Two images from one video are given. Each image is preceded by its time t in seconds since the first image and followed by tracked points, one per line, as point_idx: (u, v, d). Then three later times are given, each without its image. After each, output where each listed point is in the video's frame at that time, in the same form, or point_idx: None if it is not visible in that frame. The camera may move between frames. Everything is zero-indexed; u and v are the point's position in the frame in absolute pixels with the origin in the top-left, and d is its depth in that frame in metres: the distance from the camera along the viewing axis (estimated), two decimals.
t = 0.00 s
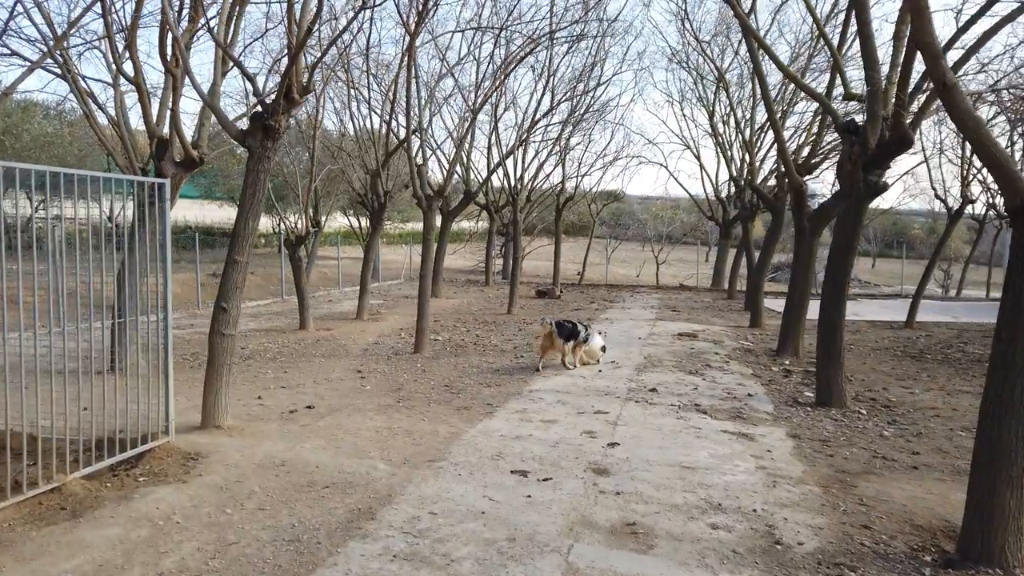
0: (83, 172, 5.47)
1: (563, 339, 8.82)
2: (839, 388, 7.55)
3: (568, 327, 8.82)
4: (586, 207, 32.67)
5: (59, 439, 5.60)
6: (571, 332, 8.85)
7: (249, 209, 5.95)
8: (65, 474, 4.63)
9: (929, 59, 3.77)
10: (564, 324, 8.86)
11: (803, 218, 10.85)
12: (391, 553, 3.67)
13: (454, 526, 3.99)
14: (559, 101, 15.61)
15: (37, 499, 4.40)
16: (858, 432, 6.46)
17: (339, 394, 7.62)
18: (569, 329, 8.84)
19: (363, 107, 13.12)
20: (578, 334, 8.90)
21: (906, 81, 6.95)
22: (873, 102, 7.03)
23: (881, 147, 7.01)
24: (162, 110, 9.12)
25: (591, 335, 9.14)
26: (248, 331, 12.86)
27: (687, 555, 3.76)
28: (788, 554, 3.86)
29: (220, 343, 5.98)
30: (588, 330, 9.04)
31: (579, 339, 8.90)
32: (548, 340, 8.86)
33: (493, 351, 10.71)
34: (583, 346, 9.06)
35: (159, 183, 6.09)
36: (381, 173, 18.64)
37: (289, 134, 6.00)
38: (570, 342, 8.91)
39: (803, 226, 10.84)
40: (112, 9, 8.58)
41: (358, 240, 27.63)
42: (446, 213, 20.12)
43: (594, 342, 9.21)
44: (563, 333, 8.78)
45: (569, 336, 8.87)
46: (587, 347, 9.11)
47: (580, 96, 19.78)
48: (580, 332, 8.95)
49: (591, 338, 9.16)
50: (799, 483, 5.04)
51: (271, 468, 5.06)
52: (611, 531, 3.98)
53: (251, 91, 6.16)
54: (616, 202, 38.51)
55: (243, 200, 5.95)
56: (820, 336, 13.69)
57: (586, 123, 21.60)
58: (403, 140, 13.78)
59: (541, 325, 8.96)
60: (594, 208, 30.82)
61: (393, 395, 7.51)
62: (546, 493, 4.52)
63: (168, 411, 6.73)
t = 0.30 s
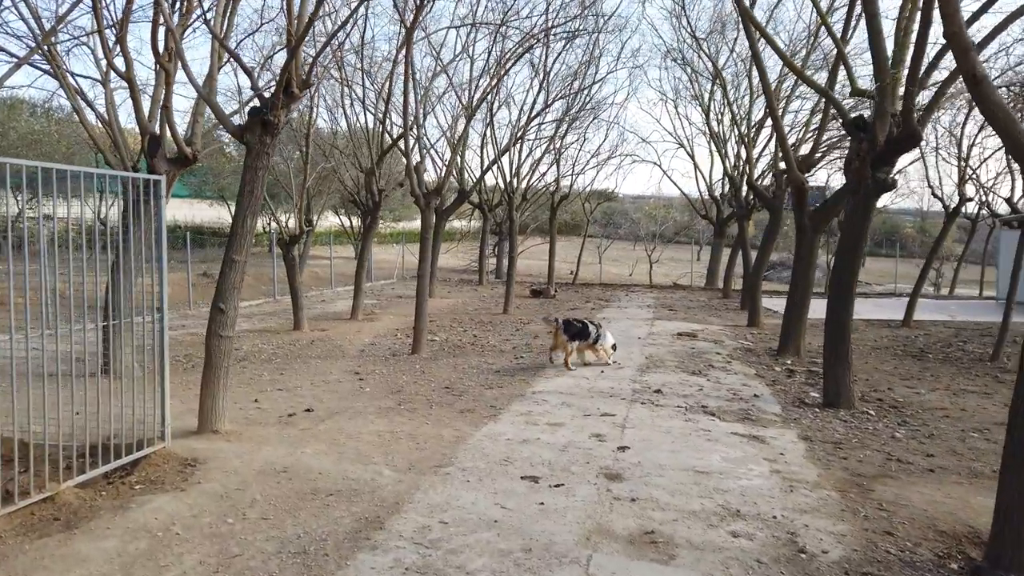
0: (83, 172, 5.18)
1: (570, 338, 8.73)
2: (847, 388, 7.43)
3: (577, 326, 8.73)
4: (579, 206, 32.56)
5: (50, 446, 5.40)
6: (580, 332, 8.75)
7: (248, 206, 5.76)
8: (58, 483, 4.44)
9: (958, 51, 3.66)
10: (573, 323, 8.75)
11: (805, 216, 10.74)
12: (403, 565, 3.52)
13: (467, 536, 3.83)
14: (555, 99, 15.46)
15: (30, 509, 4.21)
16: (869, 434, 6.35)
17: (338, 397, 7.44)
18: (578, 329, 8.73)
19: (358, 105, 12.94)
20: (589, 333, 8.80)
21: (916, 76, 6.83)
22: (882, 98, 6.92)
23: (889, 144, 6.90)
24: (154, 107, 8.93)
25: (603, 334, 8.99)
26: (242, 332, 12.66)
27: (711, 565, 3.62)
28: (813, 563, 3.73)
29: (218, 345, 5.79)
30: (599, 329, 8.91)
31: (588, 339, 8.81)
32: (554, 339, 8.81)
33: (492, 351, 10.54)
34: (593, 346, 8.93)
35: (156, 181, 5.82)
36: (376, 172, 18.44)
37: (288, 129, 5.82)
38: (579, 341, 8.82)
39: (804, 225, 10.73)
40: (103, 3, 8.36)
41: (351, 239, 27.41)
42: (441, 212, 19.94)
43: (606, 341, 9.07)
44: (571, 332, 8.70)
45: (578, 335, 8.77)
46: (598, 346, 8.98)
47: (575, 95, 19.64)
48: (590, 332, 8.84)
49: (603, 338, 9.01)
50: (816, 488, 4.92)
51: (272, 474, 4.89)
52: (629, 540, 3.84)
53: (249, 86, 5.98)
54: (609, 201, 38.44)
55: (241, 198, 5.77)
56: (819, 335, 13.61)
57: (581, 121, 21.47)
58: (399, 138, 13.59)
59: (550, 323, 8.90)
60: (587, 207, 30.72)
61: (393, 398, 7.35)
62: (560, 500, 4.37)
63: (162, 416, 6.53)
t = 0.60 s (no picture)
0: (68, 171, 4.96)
1: (575, 341, 8.60)
2: (853, 394, 7.31)
3: (583, 329, 8.59)
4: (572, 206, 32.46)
5: (38, 457, 5.20)
6: (586, 334, 8.62)
7: (242, 208, 5.56)
8: (46, 498, 4.26)
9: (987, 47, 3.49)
10: (579, 326, 8.61)
11: (805, 218, 10.63)
12: None
13: (476, 555, 3.66)
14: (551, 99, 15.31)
15: (16, 526, 4.02)
16: (879, 441, 6.22)
17: (335, 404, 7.27)
18: (583, 332, 8.60)
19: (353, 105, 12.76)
20: (596, 333, 8.67)
21: (925, 75, 6.73)
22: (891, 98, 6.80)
23: (898, 145, 6.78)
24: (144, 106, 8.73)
25: (610, 338, 8.82)
26: (234, 335, 12.44)
27: None
28: None
29: (211, 352, 5.61)
30: (606, 332, 8.74)
31: (596, 341, 8.67)
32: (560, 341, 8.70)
33: (490, 355, 10.38)
34: (599, 349, 8.77)
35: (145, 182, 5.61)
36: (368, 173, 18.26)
37: (284, 128, 5.64)
38: (585, 344, 8.69)
39: (805, 226, 10.62)
40: None
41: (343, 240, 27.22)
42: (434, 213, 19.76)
43: (614, 345, 8.88)
44: (576, 335, 8.57)
45: (583, 338, 8.63)
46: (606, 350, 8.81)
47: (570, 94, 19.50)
48: (597, 334, 8.69)
49: (610, 341, 8.84)
50: (832, 499, 4.77)
51: (269, 487, 4.71)
52: (646, 557, 3.69)
53: (245, 84, 5.81)
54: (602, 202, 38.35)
55: (236, 199, 5.58)
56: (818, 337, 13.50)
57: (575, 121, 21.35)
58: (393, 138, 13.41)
59: (556, 325, 8.79)
60: (581, 207, 30.63)
61: (392, 404, 7.18)
62: (570, 514, 4.21)
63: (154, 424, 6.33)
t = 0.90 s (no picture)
0: (65, 172, 4.87)
1: (583, 342, 8.51)
2: (860, 397, 7.24)
3: (591, 331, 8.53)
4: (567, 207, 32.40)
5: (34, 465, 5.07)
6: (595, 336, 8.55)
7: (243, 210, 5.44)
8: (44, 508, 4.13)
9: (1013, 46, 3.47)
10: (587, 328, 8.56)
11: (807, 219, 10.55)
12: None
13: (490, 567, 3.56)
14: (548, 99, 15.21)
15: (14, 538, 3.90)
16: (890, 445, 6.14)
17: (336, 408, 7.14)
18: (592, 333, 8.53)
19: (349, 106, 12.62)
20: (605, 334, 8.62)
21: (933, 75, 6.65)
22: (899, 99, 6.72)
23: (907, 146, 6.70)
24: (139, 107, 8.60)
25: (619, 340, 8.73)
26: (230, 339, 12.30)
27: None
28: None
29: (212, 356, 5.50)
30: (614, 334, 8.68)
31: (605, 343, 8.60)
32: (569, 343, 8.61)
33: (490, 358, 10.27)
34: (608, 351, 8.68)
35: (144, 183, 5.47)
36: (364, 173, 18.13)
37: (286, 128, 5.52)
38: (595, 346, 8.61)
39: (807, 227, 10.54)
40: None
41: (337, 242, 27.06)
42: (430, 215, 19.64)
43: (625, 349, 8.77)
44: (585, 337, 8.49)
45: (591, 340, 8.55)
46: (615, 351, 8.72)
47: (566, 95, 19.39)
48: (605, 337, 8.64)
49: (620, 345, 8.74)
50: (847, 505, 4.68)
51: (272, 496, 4.59)
52: (664, 568, 3.59)
53: (245, 83, 5.68)
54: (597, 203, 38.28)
55: (236, 201, 5.46)
56: (818, 338, 13.44)
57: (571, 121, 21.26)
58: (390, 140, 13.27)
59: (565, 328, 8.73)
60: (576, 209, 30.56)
61: (394, 409, 7.06)
62: (583, 523, 4.11)
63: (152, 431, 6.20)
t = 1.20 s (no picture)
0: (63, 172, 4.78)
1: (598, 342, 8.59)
2: (866, 398, 7.22)
3: (609, 332, 8.57)
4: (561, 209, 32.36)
5: (35, 471, 4.97)
6: (612, 337, 8.55)
7: (248, 211, 5.37)
8: (49, 515, 4.05)
9: None
10: (605, 329, 8.60)
11: (807, 220, 10.53)
12: None
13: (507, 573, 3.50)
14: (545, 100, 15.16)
15: (19, 545, 3.82)
16: (898, 447, 6.11)
17: (338, 411, 7.07)
18: (608, 335, 8.56)
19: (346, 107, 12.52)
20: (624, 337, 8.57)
21: (939, 75, 6.63)
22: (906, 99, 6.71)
23: (913, 147, 6.68)
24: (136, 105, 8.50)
25: (637, 343, 8.61)
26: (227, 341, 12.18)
27: None
28: None
29: (216, 359, 5.41)
30: (631, 336, 8.60)
31: (622, 346, 8.57)
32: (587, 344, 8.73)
33: (490, 360, 10.21)
34: (625, 354, 8.61)
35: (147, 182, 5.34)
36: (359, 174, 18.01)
37: (291, 127, 5.45)
38: (613, 347, 8.60)
39: (807, 229, 10.52)
40: None
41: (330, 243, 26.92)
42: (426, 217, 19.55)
43: (644, 352, 8.60)
44: (600, 338, 8.56)
45: (607, 341, 8.58)
46: (630, 354, 8.61)
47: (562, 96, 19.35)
48: (622, 339, 8.59)
49: (639, 348, 8.60)
50: (862, 509, 4.65)
51: (280, 501, 4.51)
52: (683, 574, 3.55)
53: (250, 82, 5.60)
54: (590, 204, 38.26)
55: (241, 202, 5.38)
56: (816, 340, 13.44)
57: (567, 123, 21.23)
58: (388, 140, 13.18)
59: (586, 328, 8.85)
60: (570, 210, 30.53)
61: (397, 412, 6.99)
62: (599, 528, 4.06)
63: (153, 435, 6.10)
